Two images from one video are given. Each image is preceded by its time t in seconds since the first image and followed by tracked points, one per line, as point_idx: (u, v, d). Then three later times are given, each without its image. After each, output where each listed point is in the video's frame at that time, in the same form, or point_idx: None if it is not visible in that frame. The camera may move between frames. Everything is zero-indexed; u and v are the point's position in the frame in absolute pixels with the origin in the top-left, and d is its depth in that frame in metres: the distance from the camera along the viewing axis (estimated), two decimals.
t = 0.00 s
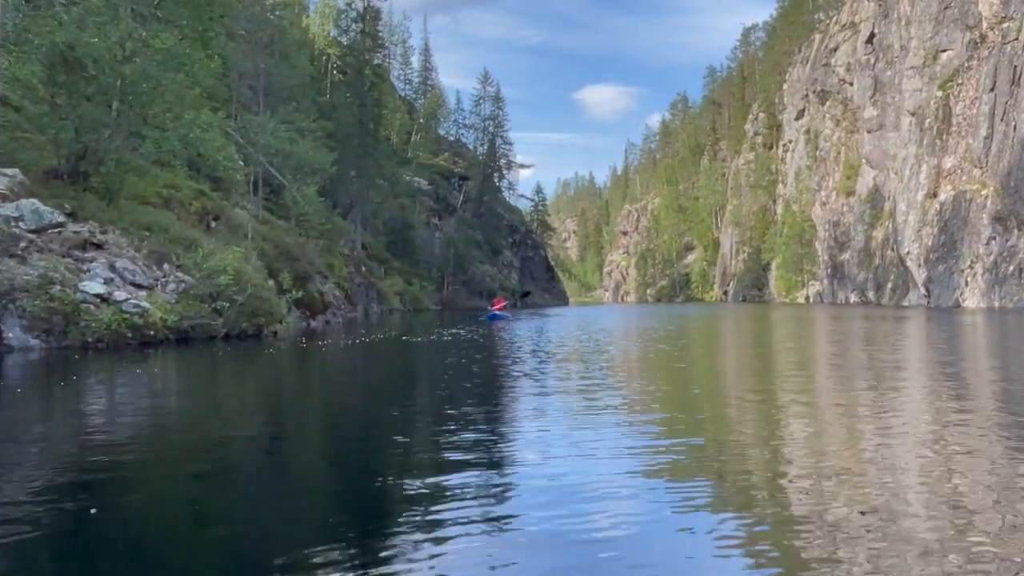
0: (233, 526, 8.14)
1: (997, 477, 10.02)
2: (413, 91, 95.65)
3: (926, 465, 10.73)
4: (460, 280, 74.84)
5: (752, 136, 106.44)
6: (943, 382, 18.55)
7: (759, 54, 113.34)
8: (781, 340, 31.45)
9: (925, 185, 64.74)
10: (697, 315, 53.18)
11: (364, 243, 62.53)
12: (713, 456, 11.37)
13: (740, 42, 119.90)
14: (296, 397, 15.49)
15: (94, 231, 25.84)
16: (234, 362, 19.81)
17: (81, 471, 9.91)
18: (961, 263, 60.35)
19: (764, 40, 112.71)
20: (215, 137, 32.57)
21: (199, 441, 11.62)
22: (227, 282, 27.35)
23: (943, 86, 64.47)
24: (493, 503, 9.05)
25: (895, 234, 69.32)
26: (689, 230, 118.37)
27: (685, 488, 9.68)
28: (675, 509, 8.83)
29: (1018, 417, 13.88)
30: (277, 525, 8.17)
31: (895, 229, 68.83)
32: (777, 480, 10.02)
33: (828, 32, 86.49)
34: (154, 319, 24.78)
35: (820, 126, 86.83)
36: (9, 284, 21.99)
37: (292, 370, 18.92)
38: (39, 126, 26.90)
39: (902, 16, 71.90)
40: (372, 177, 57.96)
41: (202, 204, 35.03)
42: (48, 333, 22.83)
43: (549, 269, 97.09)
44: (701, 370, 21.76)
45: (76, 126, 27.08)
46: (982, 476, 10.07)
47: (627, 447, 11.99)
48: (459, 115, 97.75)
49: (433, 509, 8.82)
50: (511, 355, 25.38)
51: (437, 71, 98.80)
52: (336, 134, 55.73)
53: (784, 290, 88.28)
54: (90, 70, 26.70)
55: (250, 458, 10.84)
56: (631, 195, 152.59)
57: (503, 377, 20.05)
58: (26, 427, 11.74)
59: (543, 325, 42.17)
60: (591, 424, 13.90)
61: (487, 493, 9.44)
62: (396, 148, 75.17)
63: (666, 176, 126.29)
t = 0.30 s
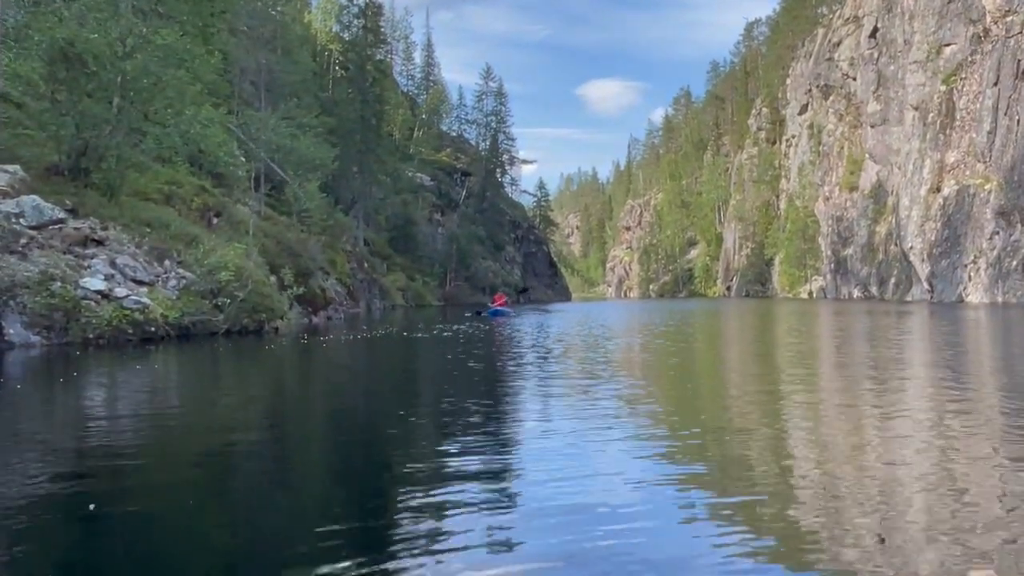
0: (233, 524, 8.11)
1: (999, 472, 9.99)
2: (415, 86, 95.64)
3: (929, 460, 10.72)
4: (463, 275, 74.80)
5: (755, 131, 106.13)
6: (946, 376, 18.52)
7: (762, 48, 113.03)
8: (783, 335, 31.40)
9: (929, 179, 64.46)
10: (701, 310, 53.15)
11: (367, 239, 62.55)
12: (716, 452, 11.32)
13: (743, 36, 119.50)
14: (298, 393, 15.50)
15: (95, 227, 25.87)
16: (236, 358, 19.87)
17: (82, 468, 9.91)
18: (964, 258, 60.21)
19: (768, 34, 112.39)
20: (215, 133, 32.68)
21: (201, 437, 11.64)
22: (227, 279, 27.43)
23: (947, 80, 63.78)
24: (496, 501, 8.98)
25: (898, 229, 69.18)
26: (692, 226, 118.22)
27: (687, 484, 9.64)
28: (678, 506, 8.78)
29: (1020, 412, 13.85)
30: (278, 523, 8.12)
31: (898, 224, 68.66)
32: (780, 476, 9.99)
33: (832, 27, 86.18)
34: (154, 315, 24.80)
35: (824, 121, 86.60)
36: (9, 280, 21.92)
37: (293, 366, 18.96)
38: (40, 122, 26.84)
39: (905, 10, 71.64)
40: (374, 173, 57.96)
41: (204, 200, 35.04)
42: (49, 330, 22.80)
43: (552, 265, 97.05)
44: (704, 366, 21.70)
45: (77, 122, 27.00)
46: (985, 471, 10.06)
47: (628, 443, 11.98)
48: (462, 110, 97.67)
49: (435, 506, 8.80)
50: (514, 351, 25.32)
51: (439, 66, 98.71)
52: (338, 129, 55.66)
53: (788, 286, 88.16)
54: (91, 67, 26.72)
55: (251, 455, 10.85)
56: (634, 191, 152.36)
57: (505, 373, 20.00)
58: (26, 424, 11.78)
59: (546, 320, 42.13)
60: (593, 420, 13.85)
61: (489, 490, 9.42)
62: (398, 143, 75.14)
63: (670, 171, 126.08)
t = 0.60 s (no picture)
0: (238, 523, 8.08)
1: (1007, 470, 9.90)
2: (419, 83, 95.71)
3: (935, 459, 10.60)
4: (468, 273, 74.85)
5: (760, 127, 105.83)
6: (953, 374, 18.37)
7: (768, 45, 112.76)
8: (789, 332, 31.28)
9: (934, 176, 64.25)
10: (705, 307, 53.01)
11: (371, 237, 62.63)
12: (721, 451, 11.23)
13: (748, 32, 119.11)
14: (301, 391, 15.52)
15: (98, 225, 25.93)
16: (239, 356, 19.90)
17: (86, 466, 9.93)
18: (970, 254, 59.99)
19: (773, 30, 112.09)
20: (218, 131, 32.99)
21: (204, 436, 11.63)
22: (231, 276, 27.42)
23: (951, 76, 63.70)
24: (502, 501, 8.86)
25: (903, 225, 69.04)
26: (697, 222, 118.10)
27: (695, 483, 9.58)
28: (685, 504, 8.72)
29: None
30: (282, 523, 8.08)
31: (904, 220, 68.46)
32: (786, 474, 9.91)
33: (837, 22, 85.93)
34: (158, 313, 24.81)
35: (829, 117, 86.39)
36: (13, 278, 21.90)
37: (297, 364, 18.99)
38: (43, 121, 26.97)
39: (911, 5, 71.40)
40: (378, 170, 58.01)
41: (207, 198, 35.11)
42: (52, 327, 22.90)
43: (557, 262, 97.10)
44: (709, 363, 21.62)
45: (80, 121, 27.07)
46: (992, 469, 9.94)
47: (634, 440, 11.95)
48: (466, 108, 97.75)
49: (441, 504, 8.76)
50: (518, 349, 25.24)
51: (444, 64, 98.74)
52: (342, 127, 55.71)
53: (793, 283, 88.04)
54: (94, 65, 26.71)
55: (255, 452, 10.85)
56: (638, 188, 152.22)
57: (509, 371, 19.93)
58: (28, 421, 11.82)
59: (550, 318, 42.04)
60: (598, 418, 13.78)
61: (495, 489, 9.38)
62: (402, 141, 75.19)
63: (675, 168, 125.99)
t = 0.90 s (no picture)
0: (243, 524, 8.08)
1: (1015, 471, 9.82)
2: (426, 83, 95.94)
3: (942, 458, 10.54)
4: (474, 272, 74.89)
5: (768, 126, 105.44)
6: (961, 373, 18.28)
7: (775, 43, 112.45)
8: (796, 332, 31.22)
9: (942, 174, 63.99)
10: (712, 307, 52.71)
11: (378, 237, 62.74)
12: (728, 449, 11.25)
13: (754, 31, 118.80)
14: (309, 391, 15.54)
15: (104, 225, 26.01)
16: (244, 356, 20.00)
17: (92, 466, 9.95)
18: (978, 253, 59.69)
19: (780, 29, 111.78)
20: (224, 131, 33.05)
21: (211, 435, 11.73)
22: (236, 276, 27.50)
23: (960, 74, 63.44)
24: (510, 501, 8.90)
25: (911, 224, 68.77)
26: (704, 222, 117.91)
27: (703, 483, 9.53)
28: (693, 505, 8.68)
29: None
30: (288, 524, 8.07)
31: (912, 219, 68.19)
32: (791, 473, 9.91)
33: (845, 21, 85.70)
34: (163, 313, 24.92)
35: (837, 116, 86.12)
36: (19, 279, 21.98)
37: (305, 364, 19.04)
38: (49, 121, 27.09)
39: (919, 3, 71.13)
40: (385, 171, 58.10)
41: (214, 198, 35.21)
42: (58, 328, 22.88)
43: (563, 262, 97.11)
44: (716, 363, 21.61)
45: (86, 121, 27.30)
46: (999, 469, 9.89)
47: (641, 441, 11.95)
48: (472, 108, 97.83)
49: (448, 505, 8.76)
50: (526, 349, 25.26)
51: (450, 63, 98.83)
52: (348, 127, 55.83)
53: (800, 282, 87.77)
54: (100, 67, 26.71)
55: (263, 453, 10.87)
56: (645, 187, 152.06)
57: (517, 370, 19.93)
58: (35, 421, 11.87)
59: (556, 318, 42.00)
60: (606, 418, 13.77)
61: (502, 488, 9.38)
62: (409, 141, 75.33)
63: (682, 167, 125.82)
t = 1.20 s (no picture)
0: (255, 524, 8.14)
1: None
2: (435, 86, 96.23)
3: (955, 461, 10.42)
4: (484, 274, 74.93)
5: (778, 127, 105.04)
6: (974, 375, 18.10)
7: (785, 44, 112.11)
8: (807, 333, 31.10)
9: (954, 175, 63.65)
10: (721, 309, 52.44)
11: (387, 239, 62.85)
12: (738, 451, 11.21)
13: (764, 31, 118.38)
14: (319, 393, 15.62)
15: (114, 228, 26.12)
16: (253, 358, 20.06)
17: (102, 467, 10.02)
18: (990, 254, 59.28)
19: (790, 29, 111.45)
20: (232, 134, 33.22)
21: (220, 437, 11.78)
22: (245, 279, 27.58)
23: (971, 74, 63.13)
24: (519, 502, 8.91)
25: (923, 225, 68.35)
26: (714, 223, 117.56)
27: (714, 484, 9.53)
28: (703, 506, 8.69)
29: None
30: (296, 525, 8.11)
31: (923, 220, 67.87)
32: (802, 476, 9.86)
33: (855, 21, 85.42)
34: (172, 316, 25.00)
35: (847, 116, 85.83)
36: (28, 282, 22.11)
37: (314, 365, 19.12)
38: (59, 125, 27.31)
39: (930, 3, 70.82)
40: (394, 173, 58.19)
41: (223, 201, 35.32)
42: (68, 331, 22.93)
43: (573, 263, 97.09)
44: (727, 365, 21.50)
45: (96, 125, 27.43)
46: (1013, 473, 9.77)
47: (651, 442, 11.98)
48: (482, 109, 97.97)
49: (458, 505, 8.83)
50: (535, 351, 25.25)
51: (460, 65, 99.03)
52: (358, 130, 56.00)
53: (811, 283, 87.39)
54: (109, 71, 26.83)
55: (273, 454, 10.94)
56: (655, 188, 151.88)
57: (526, 373, 19.92)
58: (44, 423, 11.94)
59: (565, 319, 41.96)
60: (616, 420, 13.76)
61: (512, 489, 9.43)
62: (418, 143, 75.50)
63: (692, 168, 125.62)
